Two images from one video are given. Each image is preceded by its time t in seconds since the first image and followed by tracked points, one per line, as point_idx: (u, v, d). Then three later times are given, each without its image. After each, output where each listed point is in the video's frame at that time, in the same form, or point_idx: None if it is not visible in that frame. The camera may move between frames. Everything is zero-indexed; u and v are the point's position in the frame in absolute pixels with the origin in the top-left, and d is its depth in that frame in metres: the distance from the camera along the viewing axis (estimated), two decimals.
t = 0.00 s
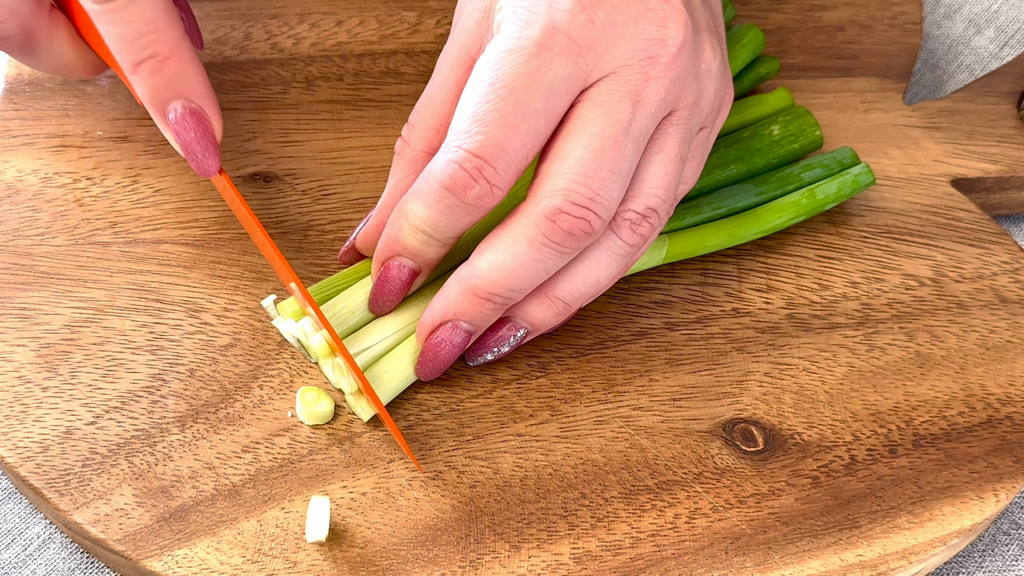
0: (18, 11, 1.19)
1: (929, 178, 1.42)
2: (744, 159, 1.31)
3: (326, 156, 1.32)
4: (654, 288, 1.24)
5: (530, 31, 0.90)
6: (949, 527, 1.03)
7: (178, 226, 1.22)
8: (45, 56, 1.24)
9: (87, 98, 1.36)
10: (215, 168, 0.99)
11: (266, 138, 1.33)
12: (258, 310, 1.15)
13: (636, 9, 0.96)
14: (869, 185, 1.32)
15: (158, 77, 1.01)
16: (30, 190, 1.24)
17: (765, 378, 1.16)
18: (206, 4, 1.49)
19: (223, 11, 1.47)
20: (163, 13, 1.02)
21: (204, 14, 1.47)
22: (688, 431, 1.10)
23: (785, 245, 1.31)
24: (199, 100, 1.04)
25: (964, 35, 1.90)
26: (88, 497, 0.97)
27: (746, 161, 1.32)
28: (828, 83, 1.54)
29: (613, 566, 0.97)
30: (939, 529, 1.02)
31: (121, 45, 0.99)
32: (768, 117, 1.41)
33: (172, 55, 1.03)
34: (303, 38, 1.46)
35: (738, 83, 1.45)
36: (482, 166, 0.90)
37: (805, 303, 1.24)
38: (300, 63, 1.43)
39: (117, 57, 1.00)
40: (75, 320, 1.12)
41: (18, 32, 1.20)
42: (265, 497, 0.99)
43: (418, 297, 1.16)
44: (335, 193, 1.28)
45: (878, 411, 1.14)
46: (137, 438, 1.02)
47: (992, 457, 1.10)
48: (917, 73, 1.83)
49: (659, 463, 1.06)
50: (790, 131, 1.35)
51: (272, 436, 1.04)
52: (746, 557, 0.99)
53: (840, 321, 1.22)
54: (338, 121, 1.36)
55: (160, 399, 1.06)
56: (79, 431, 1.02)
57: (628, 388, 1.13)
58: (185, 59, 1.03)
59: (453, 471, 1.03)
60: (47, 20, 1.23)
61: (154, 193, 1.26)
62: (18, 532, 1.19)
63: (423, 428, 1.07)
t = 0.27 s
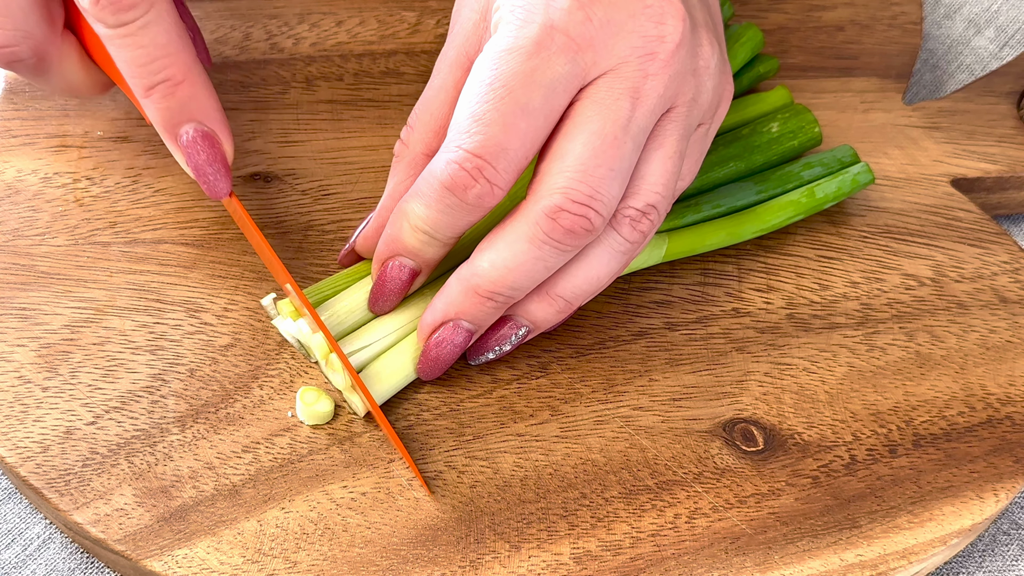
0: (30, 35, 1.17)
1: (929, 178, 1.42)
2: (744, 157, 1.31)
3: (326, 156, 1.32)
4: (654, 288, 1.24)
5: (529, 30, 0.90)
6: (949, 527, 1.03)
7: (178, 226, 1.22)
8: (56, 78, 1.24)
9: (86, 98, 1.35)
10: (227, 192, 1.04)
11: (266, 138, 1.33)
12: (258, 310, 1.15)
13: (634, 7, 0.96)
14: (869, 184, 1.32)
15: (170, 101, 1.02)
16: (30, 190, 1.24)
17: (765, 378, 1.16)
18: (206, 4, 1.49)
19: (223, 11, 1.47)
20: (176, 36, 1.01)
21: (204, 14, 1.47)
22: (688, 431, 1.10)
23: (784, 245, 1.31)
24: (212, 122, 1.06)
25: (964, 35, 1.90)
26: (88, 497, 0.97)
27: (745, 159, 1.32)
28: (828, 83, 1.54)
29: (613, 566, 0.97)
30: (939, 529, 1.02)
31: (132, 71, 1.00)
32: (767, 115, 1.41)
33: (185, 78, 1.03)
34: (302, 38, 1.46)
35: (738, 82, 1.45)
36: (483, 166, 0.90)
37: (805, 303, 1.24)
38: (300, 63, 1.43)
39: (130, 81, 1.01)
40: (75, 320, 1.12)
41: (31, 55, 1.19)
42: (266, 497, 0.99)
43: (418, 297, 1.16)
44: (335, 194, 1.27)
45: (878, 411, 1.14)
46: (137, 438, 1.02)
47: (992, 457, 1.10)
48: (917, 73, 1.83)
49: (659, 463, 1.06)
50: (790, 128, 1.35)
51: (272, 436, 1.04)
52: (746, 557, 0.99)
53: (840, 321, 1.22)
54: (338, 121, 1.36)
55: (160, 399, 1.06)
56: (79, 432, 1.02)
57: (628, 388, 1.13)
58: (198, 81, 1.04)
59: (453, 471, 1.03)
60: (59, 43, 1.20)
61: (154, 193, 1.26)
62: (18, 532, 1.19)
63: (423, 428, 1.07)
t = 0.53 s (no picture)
0: None
1: (929, 178, 1.42)
2: (744, 158, 1.31)
3: (326, 156, 1.32)
4: (654, 288, 1.24)
5: (532, 31, 0.90)
6: (949, 527, 1.03)
7: (178, 226, 1.22)
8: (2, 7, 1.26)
9: (86, 98, 1.36)
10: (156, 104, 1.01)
11: (266, 138, 1.33)
12: (258, 310, 1.15)
13: (637, 8, 0.96)
14: (869, 187, 1.32)
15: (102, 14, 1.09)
16: (30, 190, 1.24)
17: (765, 378, 1.16)
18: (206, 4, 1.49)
19: (223, 11, 1.47)
20: None
21: (205, 14, 1.47)
22: (688, 431, 1.10)
23: (784, 245, 1.31)
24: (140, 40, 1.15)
25: (964, 35, 1.90)
26: (88, 497, 0.97)
27: (746, 161, 1.32)
28: (828, 83, 1.54)
29: (613, 566, 0.97)
30: (938, 529, 1.02)
31: None
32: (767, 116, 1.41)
33: None
34: (303, 38, 1.46)
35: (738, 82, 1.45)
36: (486, 167, 0.90)
37: (805, 303, 1.24)
38: (300, 63, 1.43)
39: None
40: (75, 320, 1.12)
41: None
42: (266, 497, 0.99)
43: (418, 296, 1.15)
44: (335, 194, 1.27)
45: (878, 411, 1.14)
46: (137, 438, 1.02)
47: (992, 457, 1.10)
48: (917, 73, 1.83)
49: (659, 463, 1.06)
50: (790, 130, 1.35)
51: (272, 436, 1.04)
52: (746, 557, 0.99)
53: (840, 321, 1.23)
54: (338, 121, 1.36)
55: (160, 399, 1.06)
56: (79, 431, 1.02)
57: (628, 388, 1.13)
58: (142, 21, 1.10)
59: (453, 471, 1.03)
60: None
61: (154, 193, 1.26)
62: (18, 532, 1.19)
63: (423, 428, 1.07)
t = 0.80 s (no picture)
0: None
1: (929, 178, 1.42)
2: (745, 159, 1.31)
3: (326, 156, 1.32)
4: (654, 288, 1.24)
5: (534, 31, 0.90)
6: (949, 527, 1.03)
7: (178, 226, 1.22)
8: None
9: (86, 98, 1.36)
10: (174, 104, 1.00)
11: (266, 138, 1.33)
12: (258, 310, 1.15)
13: (639, 9, 0.96)
14: (869, 188, 1.32)
15: (114, 11, 1.04)
16: (30, 190, 1.24)
17: (765, 378, 1.16)
18: (206, 4, 1.49)
19: (223, 11, 1.48)
20: None
21: (205, 14, 1.47)
22: (688, 431, 1.10)
23: (784, 245, 1.31)
24: (158, 36, 1.08)
25: (964, 35, 1.90)
26: (88, 497, 0.97)
27: (746, 161, 1.32)
28: (828, 83, 1.54)
29: (613, 566, 0.97)
30: (938, 529, 1.02)
31: None
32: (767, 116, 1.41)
33: None
34: (303, 38, 1.46)
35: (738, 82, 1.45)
36: (487, 167, 0.90)
37: (805, 303, 1.24)
38: (300, 63, 1.43)
39: None
40: (75, 320, 1.12)
41: None
42: (266, 497, 0.99)
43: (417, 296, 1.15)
44: (335, 194, 1.28)
45: (878, 411, 1.14)
46: (137, 438, 1.02)
47: (992, 457, 1.10)
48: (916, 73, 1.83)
49: (659, 463, 1.06)
50: (790, 130, 1.35)
51: (272, 436, 1.04)
52: (746, 557, 0.99)
53: (840, 320, 1.23)
54: (338, 121, 1.36)
55: (160, 399, 1.06)
56: (79, 431, 1.02)
57: (628, 388, 1.13)
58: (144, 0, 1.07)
59: (453, 471, 1.03)
60: None
61: (155, 193, 1.26)
62: (18, 532, 1.19)
63: (423, 428, 1.07)
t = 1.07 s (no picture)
0: None
1: (929, 178, 1.42)
2: (745, 159, 1.32)
3: (326, 156, 1.32)
4: (654, 288, 1.24)
5: (535, 32, 0.90)
6: (949, 527, 1.03)
7: (178, 226, 1.22)
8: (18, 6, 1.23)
9: (87, 98, 1.36)
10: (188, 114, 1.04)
11: (266, 138, 1.33)
12: (258, 310, 1.15)
13: (640, 10, 0.96)
14: (870, 188, 1.32)
15: (128, 22, 1.01)
16: (30, 190, 1.24)
17: (765, 378, 1.16)
18: (206, 4, 1.49)
19: (223, 11, 1.48)
20: None
21: (204, 14, 1.47)
22: (688, 431, 1.10)
23: (784, 245, 1.31)
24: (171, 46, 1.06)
25: (964, 35, 1.90)
26: (88, 497, 0.97)
27: (747, 161, 1.32)
28: (827, 83, 1.54)
29: (613, 566, 0.97)
30: (938, 529, 1.02)
31: None
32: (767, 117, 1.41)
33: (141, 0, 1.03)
34: (303, 38, 1.46)
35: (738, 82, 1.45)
36: (487, 167, 0.90)
37: (805, 303, 1.24)
38: (300, 63, 1.43)
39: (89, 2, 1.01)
40: (75, 320, 1.12)
41: None
42: (266, 497, 0.99)
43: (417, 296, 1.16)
44: (335, 194, 1.28)
45: (878, 411, 1.14)
46: (137, 438, 1.02)
47: (991, 457, 1.10)
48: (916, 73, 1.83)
49: (659, 463, 1.06)
50: (790, 130, 1.35)
51: (272, 436, 1.04)
52: (746, 557, 0.99)
53: (840, 321, 1.23)
54: (338, 121, 1.36)
55: (160, 399, 1.06)
56: (79, 431, 1.02)
57: (628, 388, 1.13)
58: (155, 3, 1.04)
59: (453, 471, 1.03)
60: None
61: (155, 193, 1.26)
62: (18, 532, 1.19)
63: (423, 428, 1.07)
